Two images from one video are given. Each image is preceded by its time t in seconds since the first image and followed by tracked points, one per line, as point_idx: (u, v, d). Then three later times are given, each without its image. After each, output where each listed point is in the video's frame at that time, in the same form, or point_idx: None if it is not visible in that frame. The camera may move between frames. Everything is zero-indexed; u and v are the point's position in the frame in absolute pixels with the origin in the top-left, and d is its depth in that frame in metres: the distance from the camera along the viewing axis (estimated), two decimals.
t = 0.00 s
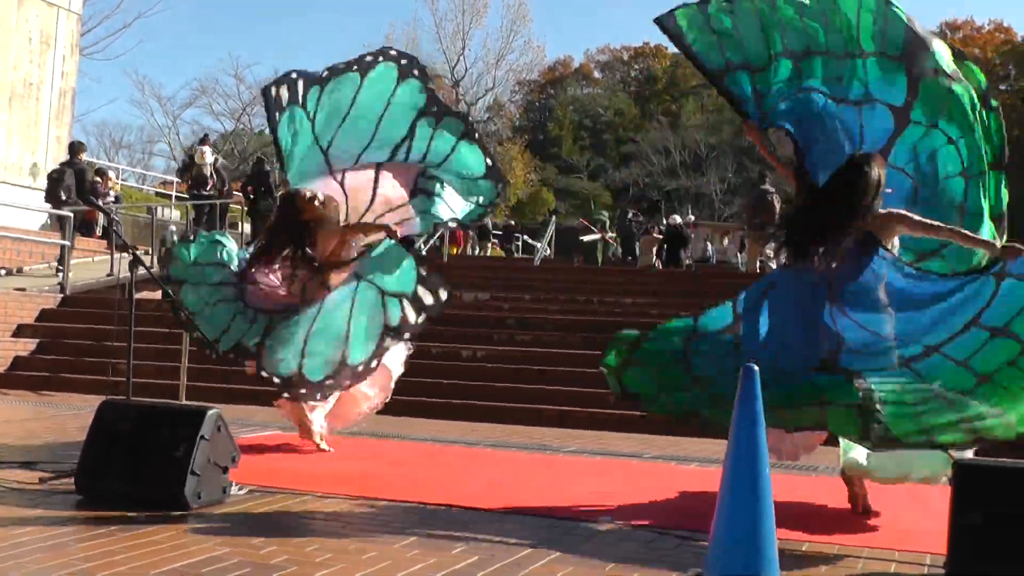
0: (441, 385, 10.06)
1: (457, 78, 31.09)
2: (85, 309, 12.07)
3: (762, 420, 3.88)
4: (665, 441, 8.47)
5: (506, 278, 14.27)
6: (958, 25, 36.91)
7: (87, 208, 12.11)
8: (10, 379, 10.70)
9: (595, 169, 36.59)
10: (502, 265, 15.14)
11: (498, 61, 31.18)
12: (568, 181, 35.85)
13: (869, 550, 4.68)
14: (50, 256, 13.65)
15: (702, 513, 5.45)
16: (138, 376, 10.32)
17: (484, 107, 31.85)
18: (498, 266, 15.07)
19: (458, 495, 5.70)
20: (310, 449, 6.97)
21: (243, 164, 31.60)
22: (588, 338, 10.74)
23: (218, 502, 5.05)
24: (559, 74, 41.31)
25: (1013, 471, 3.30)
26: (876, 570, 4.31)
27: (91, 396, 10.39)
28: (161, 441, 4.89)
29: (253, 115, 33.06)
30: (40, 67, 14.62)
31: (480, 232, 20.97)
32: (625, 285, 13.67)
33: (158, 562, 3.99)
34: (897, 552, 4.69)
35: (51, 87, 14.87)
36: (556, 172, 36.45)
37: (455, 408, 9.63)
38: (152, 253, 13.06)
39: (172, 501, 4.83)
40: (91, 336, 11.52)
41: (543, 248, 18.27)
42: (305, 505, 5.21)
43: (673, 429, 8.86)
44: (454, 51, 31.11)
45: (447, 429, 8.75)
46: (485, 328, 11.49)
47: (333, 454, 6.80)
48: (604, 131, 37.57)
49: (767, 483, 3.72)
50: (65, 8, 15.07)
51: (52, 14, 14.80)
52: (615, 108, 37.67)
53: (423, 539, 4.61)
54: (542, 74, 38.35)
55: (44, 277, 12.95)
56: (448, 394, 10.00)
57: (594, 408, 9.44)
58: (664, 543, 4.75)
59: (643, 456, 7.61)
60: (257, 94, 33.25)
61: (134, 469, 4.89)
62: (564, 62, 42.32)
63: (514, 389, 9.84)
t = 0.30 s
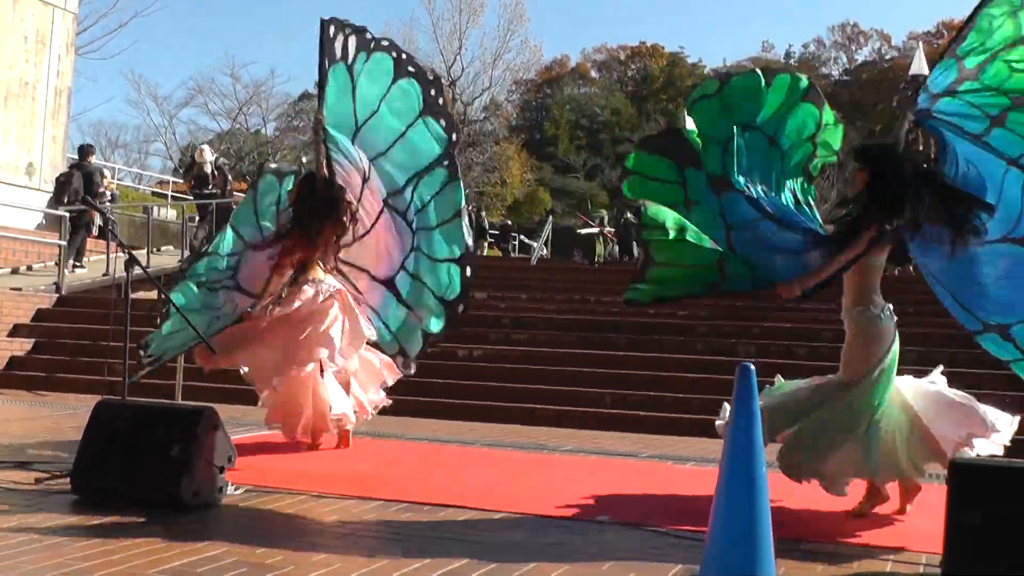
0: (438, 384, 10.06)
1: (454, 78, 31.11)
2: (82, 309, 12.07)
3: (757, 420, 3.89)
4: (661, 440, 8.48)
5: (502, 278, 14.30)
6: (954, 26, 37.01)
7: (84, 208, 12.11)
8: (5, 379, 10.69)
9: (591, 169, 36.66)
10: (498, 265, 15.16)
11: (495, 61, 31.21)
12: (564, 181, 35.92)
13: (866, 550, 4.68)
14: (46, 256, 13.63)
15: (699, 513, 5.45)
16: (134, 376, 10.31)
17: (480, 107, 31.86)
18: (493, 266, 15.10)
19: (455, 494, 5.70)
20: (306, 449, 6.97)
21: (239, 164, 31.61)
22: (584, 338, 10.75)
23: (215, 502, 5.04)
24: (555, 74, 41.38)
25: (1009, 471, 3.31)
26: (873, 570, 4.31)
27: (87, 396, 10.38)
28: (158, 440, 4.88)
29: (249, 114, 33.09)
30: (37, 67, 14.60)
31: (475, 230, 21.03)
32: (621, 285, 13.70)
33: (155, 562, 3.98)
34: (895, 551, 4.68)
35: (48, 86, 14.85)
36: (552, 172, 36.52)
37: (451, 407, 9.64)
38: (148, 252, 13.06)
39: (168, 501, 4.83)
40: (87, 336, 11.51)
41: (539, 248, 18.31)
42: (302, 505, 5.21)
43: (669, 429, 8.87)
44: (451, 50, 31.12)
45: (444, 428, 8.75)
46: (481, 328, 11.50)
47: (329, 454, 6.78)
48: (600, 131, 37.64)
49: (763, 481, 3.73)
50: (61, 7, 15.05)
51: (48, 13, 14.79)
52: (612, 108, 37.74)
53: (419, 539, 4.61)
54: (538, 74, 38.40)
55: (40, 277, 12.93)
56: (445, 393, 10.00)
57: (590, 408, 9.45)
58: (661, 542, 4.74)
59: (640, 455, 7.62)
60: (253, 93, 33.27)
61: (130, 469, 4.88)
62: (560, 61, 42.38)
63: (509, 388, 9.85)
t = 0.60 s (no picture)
0: (431, 383, 10.07)
1: (447, 77, 31.14)
2: (74, 307, 12.05)
3: (749, 418, 3.91)
4: (654, 439, 8.50)
5: (494, 277, 14.32)
6: (947, 26, 37.08)
7: (76, 207, 12.08)
8: None
9: (585, 169, 36.72)
10: (491, 265, 15.17)
11: (488, 60, 31.22)
12: (558, 180, 35.98)
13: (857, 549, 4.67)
14: (38, 254, 13.59)
15: (691, 513, 5.45)
16: (127, 375, 10.30)
17: (474, 106, 31.94)
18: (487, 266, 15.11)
19: (447, 493, 5.71)
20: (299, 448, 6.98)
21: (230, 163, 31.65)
22: (578, 337, 10.77)
23: (206, 502, 5.03)
24: (549, 73, 41.42)
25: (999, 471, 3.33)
26: (864, 570, 4.30)
27: (78, 395, 10.36)
28: (152, 440, 4.88)
29: (242, 113, 33.09)
30: (29, 65, 14.57)
31: (469, 230, 21.06)
32: (613, 284, 13.72)
33: (146, 562, 3.97)
34: (884, 551, 4.65)
35: (40, 84, 14.81)
36: (545, 171, 36.58)
37: (444, 406, 9.64)
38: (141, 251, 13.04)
39: (160, 501, 4.82)
40: (79, 335, 11.49)
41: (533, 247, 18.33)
42: (294, 505, 5.21)
43: (662, 428, 8.89)
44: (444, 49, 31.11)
45: (438, 427, 8.76)
46: (474, 327, 11.50)
47: (320, 455, 6.76)
48: (594, 131, 37.69)
49: (753, 478, 3.75)
50: (54, 5, 15.00)
51: (41, 12, 14.74)
52: (605, 107, 37.79)
53: (411, 538, 4.61)
54: (532, 74, 38.43)
55: (32, 276, 12.91)
56: (438, 393, 10.01)
57: (583, 407, 9.47)
58: (652, 542, 4.75)
59: (632, 455, 7.64)
60: (247, 92, 33.24)
61: (121, 468, 4.88)
62: (553, 61, 42.40)
63: (503, 388, 9.85)
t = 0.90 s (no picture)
0: (424, 382, 10.09)
1: (441, 76, 31.17)
2: (66, 306, 12.03)
3: (743, 417, 3.90)
4: (647, 439, 8.52)
5: (487, 276, 14.34)
6: (941, 27, 37.16)
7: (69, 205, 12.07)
8: None
9: (579, 168, 36.77)
10: (484, 265, 15.19)
11: (483, 60, 31.23)
12: (552, 180, 36.02)
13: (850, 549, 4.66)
14: (30, 252, 13.56)
15: (683, 514, 5.46)
16: (120, 374, 10.29)
17: (468, 106, 31.99)
18: (480, 266, 15.13)
19: (440, 493, 5.71)
20: (293, 447, 6.98)
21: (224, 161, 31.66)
22: (571, 337, 10.78)
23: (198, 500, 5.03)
24: (544, 73, 41.46)
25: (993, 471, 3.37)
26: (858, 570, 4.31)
27: (71, 393, 10.35)
28: (145, 438, 4.88)
29: (236, 112, 33.07)
30: (23, 63, 14.53)
31: (463, 230, 21.08)
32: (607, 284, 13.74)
33: (138, 561, 3.97)
34: (877, 550, 4.63)
35: (33, 82, 14.78)
36: (539, 171, 36.62)
37: (437, 405, 9.65)
38: (135, 249, 13.04)
39: (152, 499, 4.82)
40: (72, 333, 11.48)
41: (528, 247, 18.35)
42: (287, 504, 5.21)
43: (655, 427, 8.91)
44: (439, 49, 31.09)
45: (431, 427, 8.78)
46: (468, 327, 11.51)
47: (313, 454, 6.76)
48: (589, 130, 37.73)
49: (747, 478, 3.76)
50: (48, 3, 14.96)
51: (34, 10, 14.69)
52: (600, 107, 37.83)
53: (403, 538, 4.61)
54: (526, 74, 38.46)
55: (24, 274, 12.89)
56: (431, 392, 10.02)
57: (576, 407, 9.48)
58: (645, 542, 4.76)
59: (626, 454, 7.66)
60: (241, 91, 33.21)
61: (114, 467, 4.88)
62: (548, 61, 42.43)
63: (496, 387, 9.86)
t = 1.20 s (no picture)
0: (413, 381, 10.08)
1: (433, 75, 31.19)
2: (56, 303, 11.99)
3: (731, 415, 3.90)
4: (636, 438, 8.53)
5: (478, 275, 14.35)
6: (932, 28, 37.29)
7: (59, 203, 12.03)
8: None
9: (570, 167, 36.80)
10: (475, 263, 15.20)
11: (475, 59, 31.24)
12: (543, 179, 36.06)
13: (838, 548, 4.66)
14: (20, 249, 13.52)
15: (672, 514, 5.47)
16: (109, 372, 10.26)
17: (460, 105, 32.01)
18: (470, 265, 15.14)
19: (429, 492, 5.71)
20: (281, 446, 6.97)
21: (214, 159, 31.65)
22: (562, 336, 10.79)
23: (185, 499, 5.02)
24: (536, 72, 41.49)
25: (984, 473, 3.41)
26: (845, 570, 4.31)
27: (59, 391, 10.31)
28: (132, 436, 4.86)
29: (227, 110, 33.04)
30: (13, 60, 14.45)
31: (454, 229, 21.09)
32: (597, 283, 13.77)
33: (124, 560, 3.95)
34: (864, 550, 4.64)
35: (23, 79, 14.71)
36: (530, 170, 36.67)
37: (427, 403, 9.65)
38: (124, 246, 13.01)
39: (140, 498, 4.80)
40: (61, 330, 11.44)
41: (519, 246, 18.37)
42: (276, 503, 5.20)
43: (644, 427, 8.92)
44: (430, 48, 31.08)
45: (421, 425, 8.78)
46: (459, 325, 11.51)
47: (301, 453, 6.74)
48: (580, 130, 37.78)
49: (735, 476, 3.76)
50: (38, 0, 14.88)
51: (24, 7, 14.61)
52: (591, 107, 37.87)
53: (392, 538, 4.60)
54: (518, 73, 38.47)
55: (13, 271, 12.85)
56: (420, 391, 10.02)
57: (566, 406, 9.49)
58: (633, 542, 4.77)
59: (615, 454, 7.67)
60: (232, 88, 33.16)
61: (102, 465, 4.87)
62: (540, 60, 42.45)
63: (486, 386, 9.87)
